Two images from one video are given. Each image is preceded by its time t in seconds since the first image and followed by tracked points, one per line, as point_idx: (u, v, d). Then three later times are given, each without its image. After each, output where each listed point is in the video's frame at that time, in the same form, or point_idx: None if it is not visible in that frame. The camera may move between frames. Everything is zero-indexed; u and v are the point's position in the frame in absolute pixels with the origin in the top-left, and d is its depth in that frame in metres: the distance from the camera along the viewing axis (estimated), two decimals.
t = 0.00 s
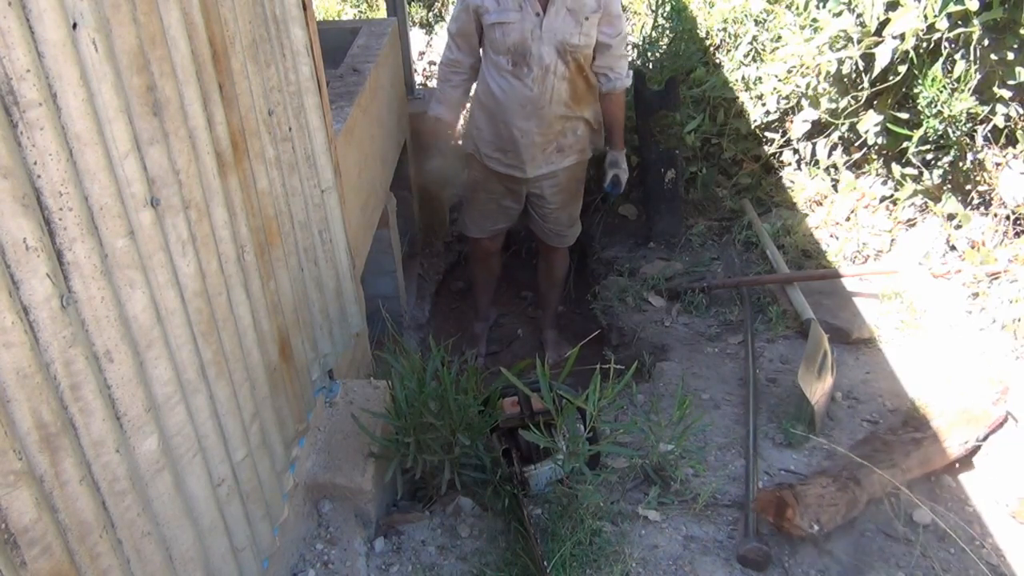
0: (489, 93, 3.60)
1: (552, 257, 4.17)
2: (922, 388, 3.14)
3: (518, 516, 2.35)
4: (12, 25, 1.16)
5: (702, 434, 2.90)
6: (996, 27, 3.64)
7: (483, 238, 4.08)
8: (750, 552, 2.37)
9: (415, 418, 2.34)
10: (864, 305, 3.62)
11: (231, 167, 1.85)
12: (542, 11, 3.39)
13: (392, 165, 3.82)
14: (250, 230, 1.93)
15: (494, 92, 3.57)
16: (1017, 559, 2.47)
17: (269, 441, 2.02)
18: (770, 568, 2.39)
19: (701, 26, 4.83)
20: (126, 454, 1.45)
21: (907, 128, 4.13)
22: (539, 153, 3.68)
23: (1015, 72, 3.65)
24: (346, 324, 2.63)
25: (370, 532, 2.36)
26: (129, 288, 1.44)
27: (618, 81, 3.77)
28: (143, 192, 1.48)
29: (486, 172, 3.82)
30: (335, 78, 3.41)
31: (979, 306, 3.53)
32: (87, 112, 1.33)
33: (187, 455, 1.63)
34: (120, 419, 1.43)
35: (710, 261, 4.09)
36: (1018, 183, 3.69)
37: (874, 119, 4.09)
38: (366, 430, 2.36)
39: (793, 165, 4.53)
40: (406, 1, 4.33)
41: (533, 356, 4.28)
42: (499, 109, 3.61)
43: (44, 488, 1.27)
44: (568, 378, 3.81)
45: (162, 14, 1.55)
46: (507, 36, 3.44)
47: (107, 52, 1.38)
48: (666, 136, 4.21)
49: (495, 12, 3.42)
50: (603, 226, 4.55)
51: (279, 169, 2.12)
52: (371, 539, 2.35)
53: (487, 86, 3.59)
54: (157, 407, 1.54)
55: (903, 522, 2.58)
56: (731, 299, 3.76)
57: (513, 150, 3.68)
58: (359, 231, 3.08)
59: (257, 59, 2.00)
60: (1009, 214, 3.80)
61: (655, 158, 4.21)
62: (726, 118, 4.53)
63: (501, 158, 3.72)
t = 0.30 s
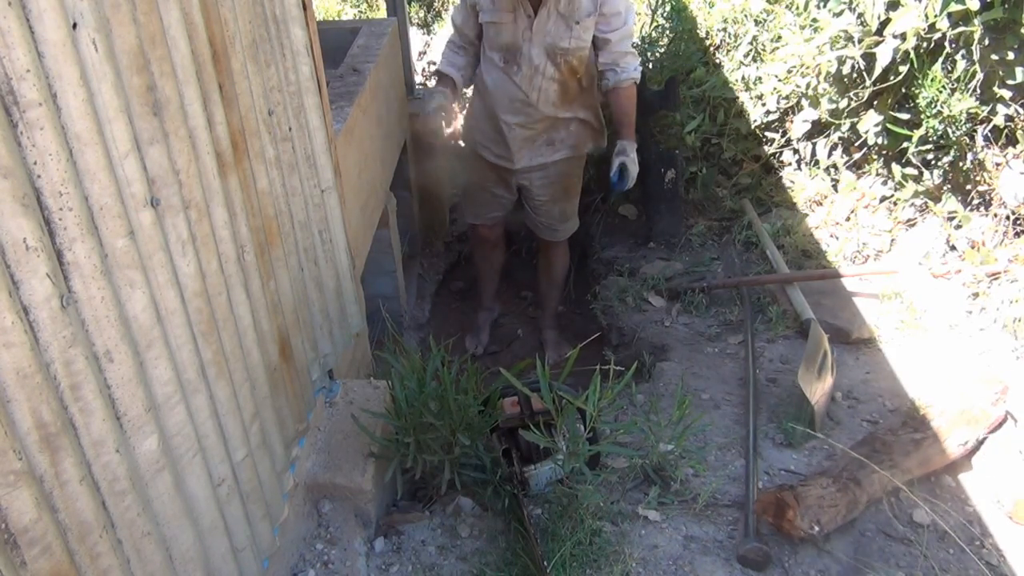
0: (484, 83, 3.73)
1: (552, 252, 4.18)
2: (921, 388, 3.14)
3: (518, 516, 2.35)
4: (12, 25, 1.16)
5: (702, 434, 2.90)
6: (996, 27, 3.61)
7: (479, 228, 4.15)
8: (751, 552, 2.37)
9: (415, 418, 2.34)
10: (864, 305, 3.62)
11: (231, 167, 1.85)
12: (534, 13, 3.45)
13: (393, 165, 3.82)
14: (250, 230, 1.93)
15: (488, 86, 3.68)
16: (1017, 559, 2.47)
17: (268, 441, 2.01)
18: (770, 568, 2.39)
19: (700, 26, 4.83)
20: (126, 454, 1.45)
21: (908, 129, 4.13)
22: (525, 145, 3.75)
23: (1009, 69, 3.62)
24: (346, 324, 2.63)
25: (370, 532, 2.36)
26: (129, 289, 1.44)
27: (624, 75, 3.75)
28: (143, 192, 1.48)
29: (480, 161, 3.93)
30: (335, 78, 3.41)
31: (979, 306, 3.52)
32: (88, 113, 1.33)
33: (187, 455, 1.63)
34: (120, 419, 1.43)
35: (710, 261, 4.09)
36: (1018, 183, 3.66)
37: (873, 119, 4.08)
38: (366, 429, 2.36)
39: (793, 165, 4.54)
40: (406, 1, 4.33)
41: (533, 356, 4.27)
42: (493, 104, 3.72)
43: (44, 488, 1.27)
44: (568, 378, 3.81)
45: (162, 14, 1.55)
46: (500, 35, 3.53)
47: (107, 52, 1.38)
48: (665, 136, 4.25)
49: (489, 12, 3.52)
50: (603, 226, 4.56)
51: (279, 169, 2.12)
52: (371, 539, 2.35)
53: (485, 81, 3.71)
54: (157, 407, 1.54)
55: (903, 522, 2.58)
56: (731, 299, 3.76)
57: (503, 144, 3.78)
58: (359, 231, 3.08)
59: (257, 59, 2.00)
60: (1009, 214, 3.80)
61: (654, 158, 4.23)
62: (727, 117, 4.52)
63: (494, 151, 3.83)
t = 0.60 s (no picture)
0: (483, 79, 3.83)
1: (546, 223, 4.30)
2: (921, 388, 3.13)
3: (518, 515, 2.35)
4: (12, 25, 1.16)
5: (702, 434, 2.90)
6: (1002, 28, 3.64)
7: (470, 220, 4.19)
8: (751, 552, 2.38)
9: (415, 419, 2.34)
10: (864, 305, 3.63)
11: (231, 166, 1.84)
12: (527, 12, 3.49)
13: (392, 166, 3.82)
14: (250, 230, 1.93)
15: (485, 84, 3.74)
16: (1016, 560, 2.47)
17: (269, 440, 2.01)
18: (770, 568, 2.39)
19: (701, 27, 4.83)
20: (127, 454, 1.45)
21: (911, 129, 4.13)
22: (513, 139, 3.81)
23: (1013, 71, 3.67)
24: (347, 324, 2.63)
25: (370, 531, 2.36)
26: (129, 288, 1.44)
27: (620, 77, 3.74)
28: (143, 192, 1.48)
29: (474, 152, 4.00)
30: (335, 77, 3.40)
31: (979, 306, 3.50)
32: (87, 112, 1.33)
33: (187, 455, 1.63)
34: (120, 419, 1.43)
35: (710, 261, 4.10)
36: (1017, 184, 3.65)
37: (875, 119, 4.06)
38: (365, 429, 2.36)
39: (793, 165, 4.51)
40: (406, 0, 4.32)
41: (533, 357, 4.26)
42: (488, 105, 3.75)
43: (44, 487, 1.27)
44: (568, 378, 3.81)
45: (162, 13, 1.55)
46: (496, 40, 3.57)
47: (107, 52, 1.38)
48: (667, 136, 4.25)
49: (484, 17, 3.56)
50: (604, 225, 4.58)
51: (279, 169, 2.12)
52: (371, 539, 2.35)
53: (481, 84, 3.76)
54: (157, 406, 1.54)
55: (903, 522, 2.58)
56: (732, 299, 3.76)
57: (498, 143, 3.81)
58: (360, 231, 3.08)
59: (257, 59, 2.00)
60: (1009, 213, 3.76)
61: (655, 157, 4.25)
62: (727, 117, 4.50)
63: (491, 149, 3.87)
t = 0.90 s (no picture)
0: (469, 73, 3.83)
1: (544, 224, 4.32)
2: (921, 388, 3.13)
3: (518, 515, 2.35)
4: (11, 25, 1.16)
5: (702, 434, 2.90)
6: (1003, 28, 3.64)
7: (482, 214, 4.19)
8: (750, 552, 2.38)
9: (415, 419, 2.34)
10: (863, 305, 3.63)
11: (231, 166, 1.84)
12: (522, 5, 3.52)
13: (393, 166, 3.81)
14: (250, 230, 1.93)
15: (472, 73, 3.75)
16: (1016, 560, 2.47)
17: (268, 440, 2.01)
18: (770, 568, 2.39)
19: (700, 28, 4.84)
20: (127, 454, 1.45)
21: (911, 129, 4.13)
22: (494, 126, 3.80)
23: (1013, 71, 3.67)
24: (346, 324, 2.62)
25: (370, 532, 2.36)
26: (129, 288, 1.44)
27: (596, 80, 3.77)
28: (143, 192, 1.48)
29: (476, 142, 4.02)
30: (335, 78, 3.40)
31: (979, 306, 3.50)
32: (88, 112, 1.33)
33: (187, 455, 1.63)
34: (120, 419, 1.43)
35: (710, 261, 4.10)
36: (1016, 184, 3.66)
37: (875, 119, 4.06)
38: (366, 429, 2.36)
39: (793, 165, 4.51)
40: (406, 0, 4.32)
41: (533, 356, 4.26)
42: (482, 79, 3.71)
43: (44, 487, 1.27)
44: (568, 378, 3.81)
45: (161, 13, 1.55)
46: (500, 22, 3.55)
47: (107, 52, 1.38)
48: (667, 136, 4.25)
49: None
50: (603, 225, 4.59)
51: (278, 169, 2.12)
52: (371, 539, 2.35)
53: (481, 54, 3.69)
54: (157, 406, 1.54)
55: (903, 522, 2.58)
56: (732, 299, 3.76)
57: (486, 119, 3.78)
58: (360, 231, 3.08)
59: (257, 59, 2.00)
60: (1009, 213, 3.76)
61: (655, 157, 4.25)
62: (727, 117, 4.51)
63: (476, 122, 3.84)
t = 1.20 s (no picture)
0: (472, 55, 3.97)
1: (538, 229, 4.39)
2: (921, 388, 3.13)
3: (518, 515, 2.35)
4: (11, 25, 1.16)
5: (702, 434, 2.90)
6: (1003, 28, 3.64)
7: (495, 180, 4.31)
8: (751, 552, 2.38)
9: (415, 419, 2.34)
10: (863, 305, 3.63)
11: (231, 167, 1.84)
12: None
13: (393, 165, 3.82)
14: (250, 230, 1.93)
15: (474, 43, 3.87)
16: (1017, 560, 2.47)
17: (269, 440, 2.01)
18: (770, 568, 2.39)
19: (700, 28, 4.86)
20: (127, 454, 1.45)
21: (911, 128, 4.13)
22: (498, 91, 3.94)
23: (1013, 71, 3.66)
24: (346, 324, 2.62)
25: (370, 532, 2.36)
26: (129, 289, 1.44)
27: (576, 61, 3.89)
28: (143, 192, 1.48)
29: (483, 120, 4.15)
30: (335, 78, 3.40)
31: (979, 306, 3.50)
32: (88, 112, 1.33)
33: (187, 455, 1.63)
34: (120, 419, 1.43)
35: (710, 261, 4.10)
36: (1016, 184, 3.66)
37: (874, 119, 4.06)
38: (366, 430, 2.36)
39: (793, 165, 4.51)
40: None
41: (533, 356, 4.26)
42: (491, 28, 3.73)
43: (44, 487, 1.27)
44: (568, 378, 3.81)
45: (162, 14, 1.55)
46: None
47: (107, 52, 1.38)
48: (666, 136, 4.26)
49: None
50: (603, 225, 4.59)
51: (279, 169, 2.12)
52: (371, 539, 2.35)
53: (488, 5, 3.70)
54: (157, 406, 1.54)
55: (903, 522, 2.58)
56: (732, 299, 3.76)
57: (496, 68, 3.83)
58: (360, 231, 3.08)
59: (257, 59, 2.00)
60: (1009, 213, 3.76)
61: (655, 157, 4.25)
62: (727, 117, 4.51)
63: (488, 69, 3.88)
